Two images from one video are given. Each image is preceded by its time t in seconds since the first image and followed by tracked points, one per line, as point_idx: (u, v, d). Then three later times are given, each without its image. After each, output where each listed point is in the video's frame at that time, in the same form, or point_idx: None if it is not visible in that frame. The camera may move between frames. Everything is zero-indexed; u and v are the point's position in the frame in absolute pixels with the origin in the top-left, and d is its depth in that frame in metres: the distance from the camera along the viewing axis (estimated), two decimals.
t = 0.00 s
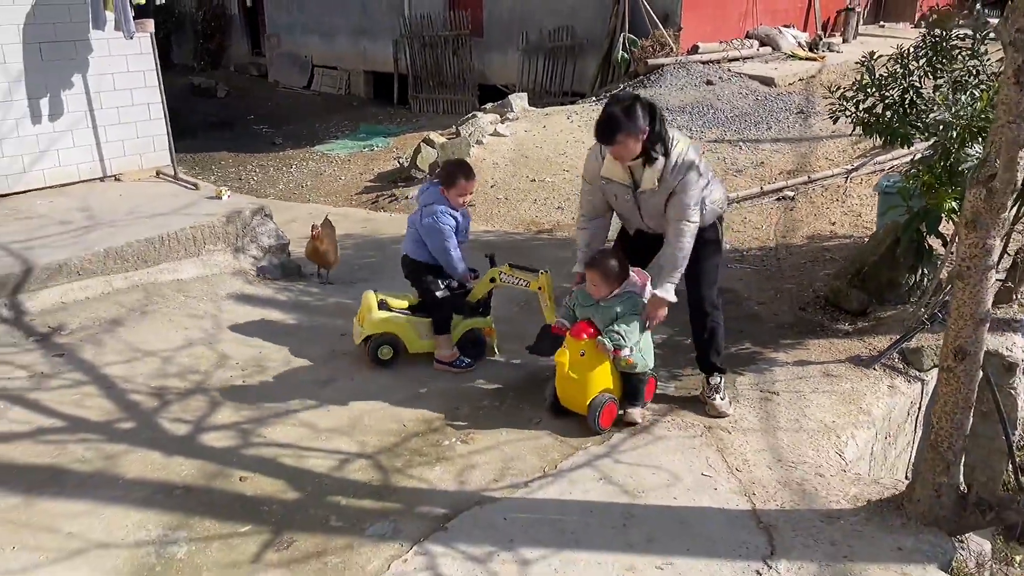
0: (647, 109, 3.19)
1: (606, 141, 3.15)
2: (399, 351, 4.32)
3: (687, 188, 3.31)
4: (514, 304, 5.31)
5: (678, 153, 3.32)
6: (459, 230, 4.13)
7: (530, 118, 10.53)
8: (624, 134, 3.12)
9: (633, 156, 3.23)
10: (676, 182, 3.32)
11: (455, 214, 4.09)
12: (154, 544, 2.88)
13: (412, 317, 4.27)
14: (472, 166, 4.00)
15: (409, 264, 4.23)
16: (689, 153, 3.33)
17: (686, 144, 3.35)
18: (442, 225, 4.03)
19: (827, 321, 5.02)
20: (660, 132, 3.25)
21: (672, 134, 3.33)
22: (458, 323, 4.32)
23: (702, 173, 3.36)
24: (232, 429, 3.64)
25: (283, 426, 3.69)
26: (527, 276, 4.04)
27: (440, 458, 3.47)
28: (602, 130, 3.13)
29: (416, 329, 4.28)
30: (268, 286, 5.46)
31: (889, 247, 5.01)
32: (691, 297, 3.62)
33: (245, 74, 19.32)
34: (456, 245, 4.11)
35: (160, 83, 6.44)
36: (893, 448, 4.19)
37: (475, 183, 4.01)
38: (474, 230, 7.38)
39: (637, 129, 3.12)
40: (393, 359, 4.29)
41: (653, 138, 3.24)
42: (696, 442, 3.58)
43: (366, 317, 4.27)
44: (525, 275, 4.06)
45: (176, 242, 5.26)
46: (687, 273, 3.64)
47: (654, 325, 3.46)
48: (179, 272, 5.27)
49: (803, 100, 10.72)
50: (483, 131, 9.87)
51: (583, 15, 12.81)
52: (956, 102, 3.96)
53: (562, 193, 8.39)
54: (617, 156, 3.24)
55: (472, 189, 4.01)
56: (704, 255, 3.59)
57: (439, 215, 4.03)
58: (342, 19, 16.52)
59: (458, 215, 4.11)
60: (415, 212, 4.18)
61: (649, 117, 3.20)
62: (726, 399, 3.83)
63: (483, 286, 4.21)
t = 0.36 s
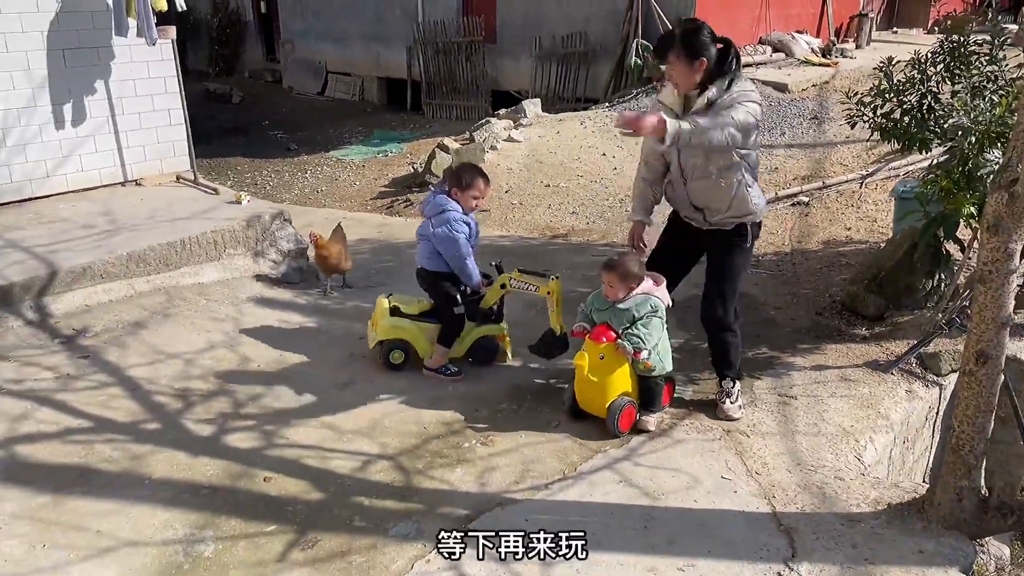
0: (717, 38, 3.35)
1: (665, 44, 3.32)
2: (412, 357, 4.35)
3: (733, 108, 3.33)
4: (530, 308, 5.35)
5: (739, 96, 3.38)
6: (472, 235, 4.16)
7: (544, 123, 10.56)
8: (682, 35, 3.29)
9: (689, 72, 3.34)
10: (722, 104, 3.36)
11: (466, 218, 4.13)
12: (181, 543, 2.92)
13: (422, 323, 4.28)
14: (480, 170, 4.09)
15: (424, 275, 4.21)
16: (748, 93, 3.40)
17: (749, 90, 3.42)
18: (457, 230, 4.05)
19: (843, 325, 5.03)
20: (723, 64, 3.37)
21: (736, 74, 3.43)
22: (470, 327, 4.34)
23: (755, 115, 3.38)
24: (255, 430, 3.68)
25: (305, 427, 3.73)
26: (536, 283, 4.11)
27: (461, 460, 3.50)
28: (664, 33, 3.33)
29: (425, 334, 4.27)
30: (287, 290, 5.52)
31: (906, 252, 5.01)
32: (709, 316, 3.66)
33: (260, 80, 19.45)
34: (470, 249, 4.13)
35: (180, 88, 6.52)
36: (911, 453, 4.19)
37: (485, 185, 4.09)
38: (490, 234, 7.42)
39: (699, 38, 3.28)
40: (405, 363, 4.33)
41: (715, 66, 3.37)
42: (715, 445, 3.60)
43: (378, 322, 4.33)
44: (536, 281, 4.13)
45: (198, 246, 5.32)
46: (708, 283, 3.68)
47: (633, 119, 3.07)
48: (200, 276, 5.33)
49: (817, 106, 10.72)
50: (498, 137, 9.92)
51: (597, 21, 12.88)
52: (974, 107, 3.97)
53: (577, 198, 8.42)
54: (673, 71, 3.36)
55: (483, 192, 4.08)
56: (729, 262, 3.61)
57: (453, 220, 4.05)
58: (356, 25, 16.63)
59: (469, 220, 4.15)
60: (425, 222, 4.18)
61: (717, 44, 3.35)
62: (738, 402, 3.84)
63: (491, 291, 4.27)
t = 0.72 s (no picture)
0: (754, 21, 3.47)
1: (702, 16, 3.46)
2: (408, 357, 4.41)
3: (751, 82, 3.37)
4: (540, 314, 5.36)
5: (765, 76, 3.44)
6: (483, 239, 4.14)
7: (553, 130, 10.59)
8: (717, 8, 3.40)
9: (717, 46, 3.44)
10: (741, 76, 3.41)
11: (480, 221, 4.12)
12: (197, 547, 2.94)
13: (419, 326, 4.33)
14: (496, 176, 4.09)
15: (430, 272, 4.19)
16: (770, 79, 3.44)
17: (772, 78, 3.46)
18: (468, 230, 4.02)
19: (855, 332, 5.02)
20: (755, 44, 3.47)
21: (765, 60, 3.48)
22: (466, 333, 4.34)
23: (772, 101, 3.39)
24: (269, 436, 3.70)
25: (318, 433, 3.74)
26: (522, 290, 4.07)
27: (473, 466, 3.51)
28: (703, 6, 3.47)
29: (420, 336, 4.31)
30: (299, 296, 5.55)
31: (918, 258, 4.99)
32: (723, 323, 3.72)
33: (269, 87, 19.54)
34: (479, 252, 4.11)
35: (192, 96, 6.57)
36: (924, 460, 4.17)
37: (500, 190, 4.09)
38: (499, 241, 7.44)
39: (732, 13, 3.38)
40: (400, 362, 4.39)
41: (744, 47, 3.45)
42: (728, 452, 3.59)
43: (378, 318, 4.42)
44: (523, 286, 4.09)
45: (210, 252, 5.36)
46: (717, 294, 3.71)
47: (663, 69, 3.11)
48: (212, 282, 5.36)
49: (826, 113, 10.72)
50: (507, 143, 9.94)
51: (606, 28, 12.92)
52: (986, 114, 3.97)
53: (586, 205, 8.44)
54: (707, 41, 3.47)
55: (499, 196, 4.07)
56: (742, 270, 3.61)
57: (464, 220, 4.04)
58: (364, 33, 16.70)
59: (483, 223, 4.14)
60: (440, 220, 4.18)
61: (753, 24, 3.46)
62: (750, 409, 3.84)
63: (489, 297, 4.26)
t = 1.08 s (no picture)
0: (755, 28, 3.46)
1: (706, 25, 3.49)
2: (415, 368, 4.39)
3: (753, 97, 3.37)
4: (544, 322, 5.37)
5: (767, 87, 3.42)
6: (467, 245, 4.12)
7: (557, 138, 10.62)
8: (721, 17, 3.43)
9: (719, 54, 3.47)
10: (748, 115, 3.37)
11: (460, 232, 4.12)
12: (202, 555, 2.94)
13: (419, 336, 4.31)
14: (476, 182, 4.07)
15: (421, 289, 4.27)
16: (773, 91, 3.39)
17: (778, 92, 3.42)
18: (439, 242, 4.07)
19: (858, 340, 5.02)
20: (756, 53, 3.47)
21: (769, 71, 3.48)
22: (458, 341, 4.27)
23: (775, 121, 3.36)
24: (274, 443, 3.71)
25: (323, 440, 3.75)
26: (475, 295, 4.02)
27: (478, 474, 3.51)
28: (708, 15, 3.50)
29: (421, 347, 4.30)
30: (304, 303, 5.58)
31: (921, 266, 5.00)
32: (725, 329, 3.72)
33: (273, 95, 19.62)
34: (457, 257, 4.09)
35: (197, 104, 6.60)
36: (929, 468, 4.17)
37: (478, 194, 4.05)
38: (503, 248, 7.46)
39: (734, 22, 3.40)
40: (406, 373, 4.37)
41: (747, 55, 3.46)
42: (733, 460, 3.59)
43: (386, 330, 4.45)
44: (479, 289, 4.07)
45: (215, 259, 5.39)
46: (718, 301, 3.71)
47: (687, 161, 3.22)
48: (217, 289, 5.39)
49: (829, 120, 10.73)
50: (511, 151, 9.98)
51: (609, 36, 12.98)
52: (989, 122, 3.99)
53: (589, 212, 8.46)
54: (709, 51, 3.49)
55: (474, 200, 4.03)
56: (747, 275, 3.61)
57: (438, 233, 4.09)
58: (368, 41, 16.77)
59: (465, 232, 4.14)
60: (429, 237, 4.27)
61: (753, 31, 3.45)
62: (755, 417, 3.84)
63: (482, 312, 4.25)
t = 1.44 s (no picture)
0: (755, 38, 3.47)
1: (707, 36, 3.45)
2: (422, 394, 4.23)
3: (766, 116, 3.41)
4: (546, 328, 5.37)
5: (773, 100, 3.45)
6: (459, 281, 3.98)
7: (559, 145, 10.63)
8: (727, 30, 3.40)
9: (725, 66, 3.45)
10: (764, 160, 3.42)
11: (454, 273, 3.97)
12: (204, 561, 2.94)
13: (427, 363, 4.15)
14: (466, 220, 3.85)
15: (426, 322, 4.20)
16: (781, 108, 3.43)
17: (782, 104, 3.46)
18: (433, 286, 3.98)
19: (861, 347, 5.01)
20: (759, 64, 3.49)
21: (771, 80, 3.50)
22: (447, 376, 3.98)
23: (792, 145, 3.41)
24: (275, 450, 3.71)
25: (325, 446, 3.75)
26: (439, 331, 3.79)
27: (479, 480, 3.51)
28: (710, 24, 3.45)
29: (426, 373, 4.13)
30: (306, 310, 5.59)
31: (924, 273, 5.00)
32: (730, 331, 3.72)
33: (276, 102, 19.67)
34: (446, 294, 3.99)
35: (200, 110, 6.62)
36: (931, 475, 4.16)
37: (461, 236, 3.82)
38: (506, 255, 7.46)
39: (738, 33, 3.40)
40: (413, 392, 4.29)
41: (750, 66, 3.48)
42: (735, 467, 3.59)
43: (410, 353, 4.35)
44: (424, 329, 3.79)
45: (218, 265, 5.40)
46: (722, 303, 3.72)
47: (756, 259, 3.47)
48: (219, 296, 5.40)
49: (831, 128, 10.74)
50: (513, 158, 9.99)
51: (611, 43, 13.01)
52: (992, 129, 4.00)
53: (591, 219, 8.47)
54: (712, 63, 3.49)
55: (457, 243, 3.82)
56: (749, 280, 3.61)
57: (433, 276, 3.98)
58: (371, 48, 16.81)
59: (460, 272, 3.98)
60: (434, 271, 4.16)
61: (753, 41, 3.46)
62: (757, 424, 3.84)
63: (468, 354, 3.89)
